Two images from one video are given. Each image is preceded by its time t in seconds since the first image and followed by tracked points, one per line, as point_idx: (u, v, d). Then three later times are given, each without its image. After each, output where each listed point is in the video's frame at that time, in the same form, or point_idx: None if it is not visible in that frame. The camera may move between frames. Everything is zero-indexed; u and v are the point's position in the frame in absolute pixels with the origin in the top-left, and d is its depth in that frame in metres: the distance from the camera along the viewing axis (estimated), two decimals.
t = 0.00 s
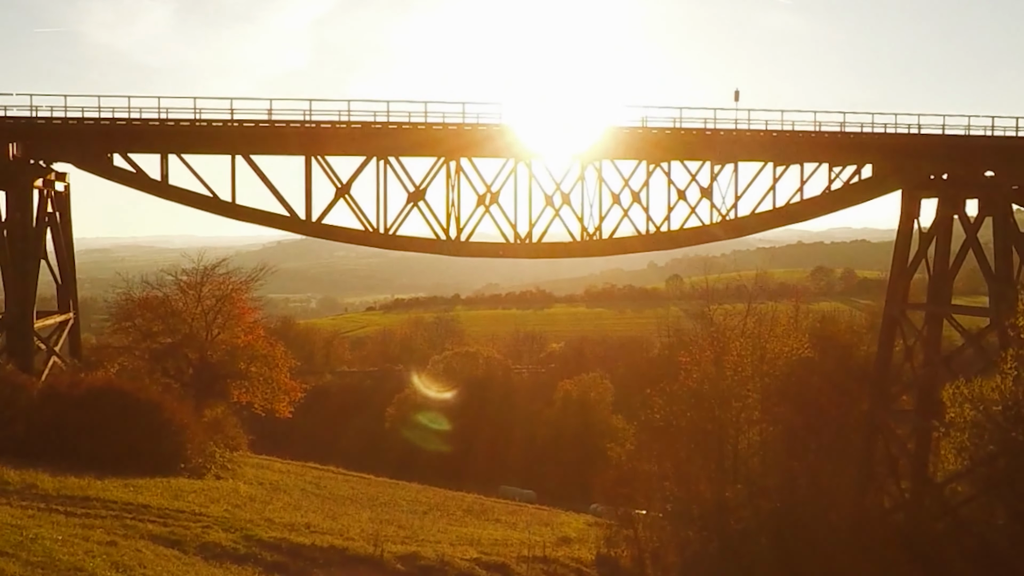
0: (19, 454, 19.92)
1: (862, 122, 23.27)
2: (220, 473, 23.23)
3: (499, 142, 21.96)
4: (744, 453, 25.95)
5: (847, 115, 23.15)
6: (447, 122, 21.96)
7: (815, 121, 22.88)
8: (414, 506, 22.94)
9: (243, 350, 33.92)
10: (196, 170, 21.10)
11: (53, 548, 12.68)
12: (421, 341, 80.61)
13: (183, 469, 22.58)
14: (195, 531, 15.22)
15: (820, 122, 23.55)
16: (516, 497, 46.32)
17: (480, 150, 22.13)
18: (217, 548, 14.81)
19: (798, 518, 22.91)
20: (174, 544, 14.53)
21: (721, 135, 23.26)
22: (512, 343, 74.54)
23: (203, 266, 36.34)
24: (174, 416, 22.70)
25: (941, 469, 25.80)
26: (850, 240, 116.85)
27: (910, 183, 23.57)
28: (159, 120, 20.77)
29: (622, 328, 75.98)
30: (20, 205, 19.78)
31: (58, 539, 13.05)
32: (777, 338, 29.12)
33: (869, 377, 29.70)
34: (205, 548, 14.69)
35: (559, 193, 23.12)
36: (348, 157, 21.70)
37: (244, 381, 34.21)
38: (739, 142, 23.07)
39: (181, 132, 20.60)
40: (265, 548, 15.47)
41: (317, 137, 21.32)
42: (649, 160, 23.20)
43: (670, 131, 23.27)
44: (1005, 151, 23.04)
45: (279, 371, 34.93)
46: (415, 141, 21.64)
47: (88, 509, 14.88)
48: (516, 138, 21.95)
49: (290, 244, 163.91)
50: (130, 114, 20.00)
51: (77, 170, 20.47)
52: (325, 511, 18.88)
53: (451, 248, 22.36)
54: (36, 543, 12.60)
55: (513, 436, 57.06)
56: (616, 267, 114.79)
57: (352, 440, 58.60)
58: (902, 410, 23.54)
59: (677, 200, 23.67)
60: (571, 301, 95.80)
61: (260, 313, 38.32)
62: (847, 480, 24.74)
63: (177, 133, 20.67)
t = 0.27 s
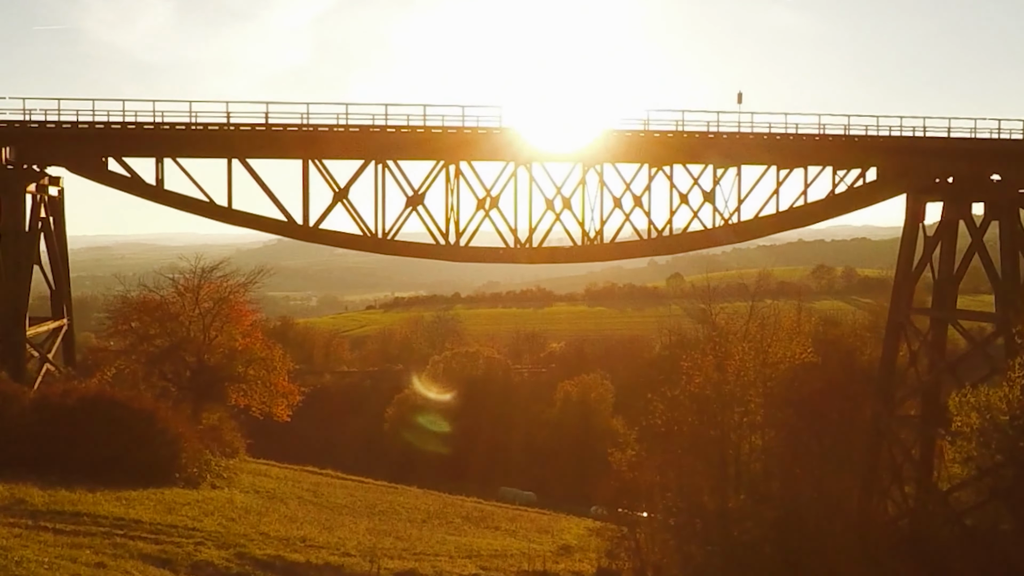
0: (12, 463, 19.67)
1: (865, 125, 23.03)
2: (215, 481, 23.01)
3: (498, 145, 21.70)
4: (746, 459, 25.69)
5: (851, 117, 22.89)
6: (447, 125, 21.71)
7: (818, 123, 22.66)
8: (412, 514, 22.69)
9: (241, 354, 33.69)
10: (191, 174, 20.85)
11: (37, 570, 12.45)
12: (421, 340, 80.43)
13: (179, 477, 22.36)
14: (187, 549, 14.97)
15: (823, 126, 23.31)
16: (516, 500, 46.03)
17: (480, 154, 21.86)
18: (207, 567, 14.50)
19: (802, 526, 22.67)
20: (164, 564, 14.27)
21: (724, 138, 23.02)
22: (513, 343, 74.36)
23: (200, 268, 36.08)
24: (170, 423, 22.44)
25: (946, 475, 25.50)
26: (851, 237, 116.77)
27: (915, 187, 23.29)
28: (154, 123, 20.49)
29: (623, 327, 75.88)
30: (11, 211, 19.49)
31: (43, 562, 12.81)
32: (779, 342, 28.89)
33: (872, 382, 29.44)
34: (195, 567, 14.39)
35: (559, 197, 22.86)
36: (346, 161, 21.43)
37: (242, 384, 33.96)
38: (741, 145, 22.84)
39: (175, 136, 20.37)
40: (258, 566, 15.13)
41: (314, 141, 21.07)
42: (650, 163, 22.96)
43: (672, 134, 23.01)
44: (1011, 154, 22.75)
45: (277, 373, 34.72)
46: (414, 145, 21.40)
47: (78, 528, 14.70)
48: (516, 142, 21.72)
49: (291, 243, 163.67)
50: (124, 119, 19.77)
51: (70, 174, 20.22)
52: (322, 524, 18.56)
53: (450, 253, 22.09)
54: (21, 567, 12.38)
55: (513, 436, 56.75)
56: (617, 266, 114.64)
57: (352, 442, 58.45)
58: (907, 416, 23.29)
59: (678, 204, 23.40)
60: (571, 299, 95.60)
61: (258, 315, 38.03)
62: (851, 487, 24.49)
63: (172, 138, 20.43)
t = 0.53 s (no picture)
0: (4, 477, 19.32)
1: (870, 130, 22.74)
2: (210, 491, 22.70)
3: (498, 150, 21.41)
4: (749, 466, 25.38)
5: (856, 121, 22.57)
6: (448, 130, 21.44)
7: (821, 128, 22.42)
8: (411, 524, 22.39)
9: (238, 358, 33.35)
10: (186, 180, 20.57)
11: None
12: (421, 340, 80.16)
13: (173, 488, 22.08)
14: (179, 568, 14.67)
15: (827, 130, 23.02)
16: (517, 503, 45.62)
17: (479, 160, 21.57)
18: None
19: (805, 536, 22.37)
20: None
21: (726, 143, 22.73)
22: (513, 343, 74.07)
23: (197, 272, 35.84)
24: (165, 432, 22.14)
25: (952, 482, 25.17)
26: (852, 236, 116.61)
27: (920, 192, 22.97)
28: (147, 128, 20.17)
29: (624, 327, 75.62)
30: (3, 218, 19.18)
31: None
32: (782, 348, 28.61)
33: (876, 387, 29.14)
34: None
35: (560, 202, 22.57)
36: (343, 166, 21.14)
37: (240, 388, 33.61)
38: (744, 150, 22.56)
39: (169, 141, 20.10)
40: None
41: (310, 146, 20.78)
42: (652, 168, 22.68)
43: (675, 138, 22.70)
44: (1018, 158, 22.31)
45: (275, 377, 34.44)
46: (412, 150, 21.11)
47: (67, 549, 14.41)
48: (516, 147, 21.48)
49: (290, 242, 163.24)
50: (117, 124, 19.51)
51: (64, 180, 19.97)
52: (317, 538, 18.25)
53: (450, 259, 21.79)
54: None
55: (513, 438, 56.42)
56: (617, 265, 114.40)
57: (351, 443, 58.19)
58: (911, 424, 22.95)
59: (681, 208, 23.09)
60: (572, 299, 95.31)
61: (256, 319, 37.73)
62: (855, 495, 24.21)
63: (167, 143, 20.17)
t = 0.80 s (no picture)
0: None
1: (875, 133, 22.42)
2: (203, 502, 22.40)
3: (498, 154, 21.11)
4: (752, 473, 25.04)
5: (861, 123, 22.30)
6: (448, 134, 21.17)
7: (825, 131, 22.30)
8: (409, 534, 22.07)
9: (235, 362, 32.82)
10: (180, 184, 20.27)
11: None
12: (421, 339, 79.83)
13: (167, 498, 21.77)
14: None
15: (831, 133, 22.71)
16: (517, 505, 45.27)
17: (477, 163, 21.24)
18: None
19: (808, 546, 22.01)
20: None
21: (729, 147, 22.42)
22: (513, 344, 73.74)
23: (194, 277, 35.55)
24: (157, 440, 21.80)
25: (958, 491, 24.81)
26: (852, 234, 116.18)
27: (926, 196, 22.64)
28: (140, 132, 19.87)
29: (624, 328, 75.28)
30: None
31: None
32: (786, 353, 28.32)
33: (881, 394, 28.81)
34: None
35: (561, 207, 22.24)
36: (341, 170, 20.80)
37: (237, 392, 33.13)
38: (747, 155, 22.30)
39: (163, 145, 19.83)
40: None
41: (308, 150, 20.45)
42: (654, 172, 22.38)
43: (677, 142, 22.36)
44: None
45: (273, 382, 34.08)
46: (411, 154, 20.80)
47: (55, 567, 14.19)
48: (516, 151, 21.23)
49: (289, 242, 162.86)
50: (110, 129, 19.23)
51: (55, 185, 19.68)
52: (312, 552, 17.99)
53: (448, 264, 21.43)
54: None
55: (513, 438, 56.01)
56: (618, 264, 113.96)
57: (350, 444, 57.88)
58: (917, 431, 22.57)
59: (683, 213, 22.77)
60: (572, 298, 94.91)
61: (253, 322, 37.39)
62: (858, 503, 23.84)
63: (160, 147, 19.89)
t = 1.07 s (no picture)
0: None
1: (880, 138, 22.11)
2: (195, 515, 22.03)
3: (497, 159, 20.77)
4: (754, 482, 24.63)
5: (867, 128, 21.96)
6: (446, 139, 20.85)
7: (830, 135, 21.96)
8: (405, 545, 21.72)
9: (232, 366, 32.62)
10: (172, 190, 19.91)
11: None
12: (420, 339, 79.50)
13: (158, 511, 21.40)
14: None
15: (836, 138, 22.38)
16: (517, 508, 44.92)
17: (476, 168, 20.88)
18: None
19: (811, 556, 21.68)
20: None
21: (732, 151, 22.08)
22: (513, 345, 73.39)
23: (190, 281, 35.21)
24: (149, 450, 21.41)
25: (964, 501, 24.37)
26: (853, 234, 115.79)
27: (933, 202, 22.17)
28: (132, 137, 19.52)
29: (625, 329, 74.95)
30: None
31: None
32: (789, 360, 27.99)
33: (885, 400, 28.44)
34: None
35: (560, 213, 21.88)
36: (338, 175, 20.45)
37: (233, 397, 32.88)
38: (751, 160, 21.98)
39: (156, 151, 19.50)
40: None
41: (303, 155, 20.09)
42: (655, 177, 22.04)
43: (678, 147, 22.04)
44: None
45: (269, 387, 33.88)
46: (409, 159, 20.44)
47: None
48: (515, 156, 20.92)
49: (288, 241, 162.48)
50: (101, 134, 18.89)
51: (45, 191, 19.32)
52: (304, 568, 17.66)
53: (447, 271, 21.06)
54: None
55: (513, 439, 55.62)
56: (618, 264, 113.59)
57: (349, 446, 57.54)
58: (923, 439, 22.13)
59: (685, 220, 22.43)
60: (572, 298, 94.56)
61: (250, 326, 37.10)
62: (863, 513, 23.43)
63: (152, 153, 19.54)
